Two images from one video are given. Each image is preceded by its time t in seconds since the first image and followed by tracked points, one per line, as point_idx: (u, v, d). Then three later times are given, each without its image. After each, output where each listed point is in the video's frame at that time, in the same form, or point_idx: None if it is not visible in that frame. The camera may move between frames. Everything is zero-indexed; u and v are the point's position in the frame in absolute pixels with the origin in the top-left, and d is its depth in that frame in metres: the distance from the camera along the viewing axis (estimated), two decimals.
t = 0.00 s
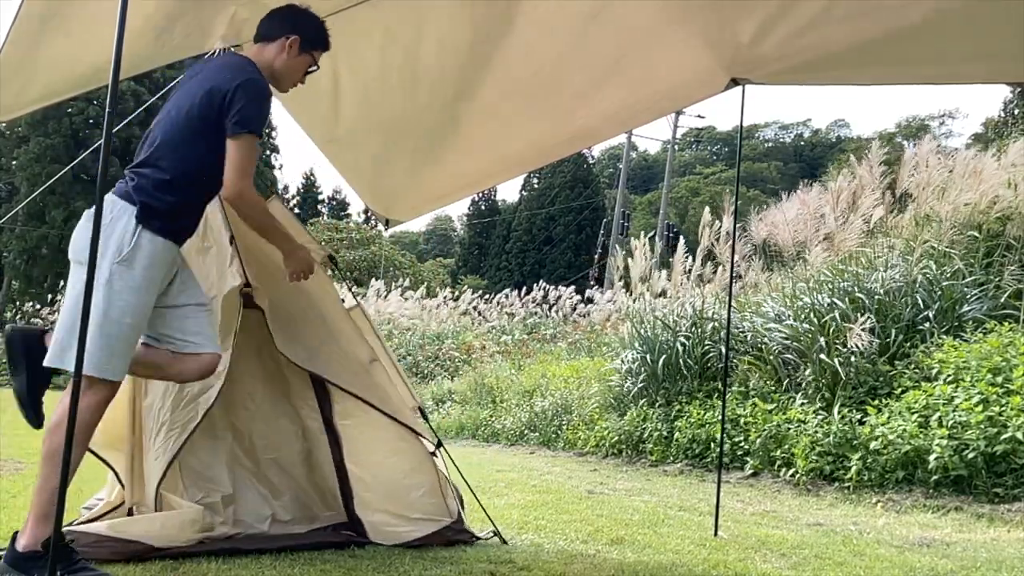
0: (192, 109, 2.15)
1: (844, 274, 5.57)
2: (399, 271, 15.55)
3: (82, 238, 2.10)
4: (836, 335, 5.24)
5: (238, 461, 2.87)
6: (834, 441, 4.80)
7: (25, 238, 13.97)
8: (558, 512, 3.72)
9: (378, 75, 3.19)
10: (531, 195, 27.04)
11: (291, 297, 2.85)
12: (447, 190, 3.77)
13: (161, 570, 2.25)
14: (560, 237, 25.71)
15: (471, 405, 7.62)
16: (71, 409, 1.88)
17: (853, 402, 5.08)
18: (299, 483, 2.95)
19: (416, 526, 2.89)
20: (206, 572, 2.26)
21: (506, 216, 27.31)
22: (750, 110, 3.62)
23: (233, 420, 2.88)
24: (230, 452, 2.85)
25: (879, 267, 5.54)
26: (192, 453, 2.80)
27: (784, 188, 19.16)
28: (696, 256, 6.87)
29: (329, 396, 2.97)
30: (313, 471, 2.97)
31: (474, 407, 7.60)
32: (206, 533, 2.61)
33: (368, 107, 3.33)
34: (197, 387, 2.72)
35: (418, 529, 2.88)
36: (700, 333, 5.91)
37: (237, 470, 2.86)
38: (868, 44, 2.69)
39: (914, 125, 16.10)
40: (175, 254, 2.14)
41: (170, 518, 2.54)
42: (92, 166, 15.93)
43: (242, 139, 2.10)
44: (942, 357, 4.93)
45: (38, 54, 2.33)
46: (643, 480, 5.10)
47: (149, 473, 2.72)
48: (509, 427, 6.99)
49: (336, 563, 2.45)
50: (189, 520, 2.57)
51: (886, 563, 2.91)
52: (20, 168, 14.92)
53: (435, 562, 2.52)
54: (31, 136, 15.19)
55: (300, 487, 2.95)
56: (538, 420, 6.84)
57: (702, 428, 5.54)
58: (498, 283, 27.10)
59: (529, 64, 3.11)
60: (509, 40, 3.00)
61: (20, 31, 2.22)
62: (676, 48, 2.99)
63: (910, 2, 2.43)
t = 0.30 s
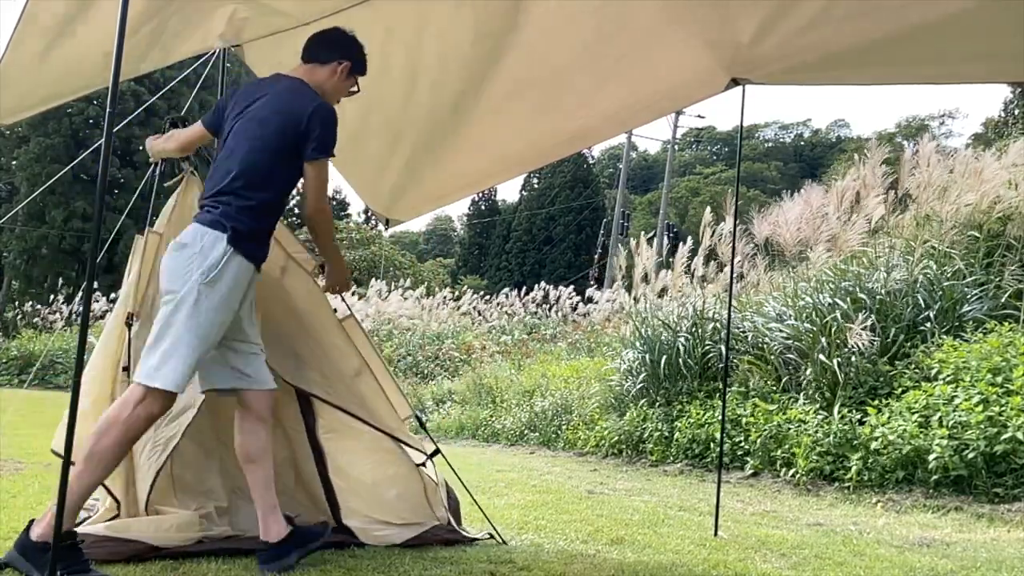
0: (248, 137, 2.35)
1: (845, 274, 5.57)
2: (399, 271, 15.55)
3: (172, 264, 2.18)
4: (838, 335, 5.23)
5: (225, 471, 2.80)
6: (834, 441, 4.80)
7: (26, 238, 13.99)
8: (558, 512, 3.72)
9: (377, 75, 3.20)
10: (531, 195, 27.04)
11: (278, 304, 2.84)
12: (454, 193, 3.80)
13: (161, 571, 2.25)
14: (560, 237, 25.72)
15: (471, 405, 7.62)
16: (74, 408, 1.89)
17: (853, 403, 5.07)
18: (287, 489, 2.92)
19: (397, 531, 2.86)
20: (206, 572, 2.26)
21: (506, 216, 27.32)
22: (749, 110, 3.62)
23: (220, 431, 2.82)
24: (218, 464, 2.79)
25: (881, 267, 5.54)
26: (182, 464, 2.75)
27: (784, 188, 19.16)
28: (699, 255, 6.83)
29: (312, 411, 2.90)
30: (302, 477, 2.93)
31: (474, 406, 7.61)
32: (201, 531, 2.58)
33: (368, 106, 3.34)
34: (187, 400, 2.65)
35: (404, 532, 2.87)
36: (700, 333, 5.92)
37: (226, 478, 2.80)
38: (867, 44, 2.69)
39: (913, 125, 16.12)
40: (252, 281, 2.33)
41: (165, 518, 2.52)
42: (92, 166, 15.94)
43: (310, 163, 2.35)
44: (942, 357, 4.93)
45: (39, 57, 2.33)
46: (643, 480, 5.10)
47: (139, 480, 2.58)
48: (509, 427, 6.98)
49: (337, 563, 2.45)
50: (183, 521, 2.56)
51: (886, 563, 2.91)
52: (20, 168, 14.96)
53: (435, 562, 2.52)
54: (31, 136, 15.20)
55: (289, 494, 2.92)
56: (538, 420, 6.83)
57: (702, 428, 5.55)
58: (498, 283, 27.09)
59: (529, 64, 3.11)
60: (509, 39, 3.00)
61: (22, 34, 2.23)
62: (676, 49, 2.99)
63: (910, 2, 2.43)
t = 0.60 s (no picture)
0: (330, 163, 2.29)
1: (846, 274, 5.57)
2: (399, 271, 15.56)
3: (322, 285, 2.16)
4: (839, 335, 5.23)
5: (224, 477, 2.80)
6: (834, 441, 4.80)
7: (26, 238, 14.01)
8: (558, 512, 3.72)
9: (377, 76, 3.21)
10: (531, 195, 27.04)
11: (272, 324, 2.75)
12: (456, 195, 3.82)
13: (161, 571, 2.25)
14: (560, 237, 25.73)
15: (470, 404, 7.62)
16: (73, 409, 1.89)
17: (854, 403, 5.07)
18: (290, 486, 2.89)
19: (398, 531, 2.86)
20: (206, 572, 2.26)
21: (506, 216, 27.33)
22: (749, 110, 3.62)
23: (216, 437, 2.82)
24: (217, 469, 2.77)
25: (882, 267, 5.54)
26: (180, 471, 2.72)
27: (784, 188, 19.16)
28: (700, 254, 6.80)
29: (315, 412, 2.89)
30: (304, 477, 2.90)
31: (474, 406, 7.60)
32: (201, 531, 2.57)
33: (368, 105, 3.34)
34: (179, 399, 2.53)
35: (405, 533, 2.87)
36: (701, 333, 5.91)
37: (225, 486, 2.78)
38: (866, 44, 2.69)
39: (913, 125, 16.14)
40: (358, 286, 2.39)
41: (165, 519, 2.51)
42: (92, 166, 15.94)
43: (381, 187, 2.39)
44: (942, 357, 4.94)
45: (39, 57, 2.33)
46: (643, 480, 5.10)
47: (136, 481, 2.51)
48: (509, 427, 6.98)
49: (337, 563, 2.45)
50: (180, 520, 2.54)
51: (886, 563, 2.91)
52: (20, 168, 14.98)
53: (435, 562, 2.52)
54: (31, 135, 15.21)
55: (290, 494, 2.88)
56: (538, 420, 6.83)
57: (702, 428, 5.55)
58: (498, 283, 27.08)
59: (529, 64, 3.11)
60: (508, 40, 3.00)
61: (22, 34, 2.23)
62: (676, 49, 2.99)
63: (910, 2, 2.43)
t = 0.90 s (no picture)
0: (386, 181, 2.54)
1: (848, 274, 5.56)
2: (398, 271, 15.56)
3: (396, 295, 2.45)
4: (840, 335, 5.22)
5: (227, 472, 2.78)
6: (834, 441, 4.80)
7: (26, 238, 14.03)
8: (558, 512, 3.72)
9: (378, 75, 3.21)
10: (531, 195, 27.04)
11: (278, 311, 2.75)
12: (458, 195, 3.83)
13: (161, 571, 2.24)
14: (560, 237, 25.73)
15: (470, 404, 7.62)
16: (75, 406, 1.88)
17: (854, 403, 5.08)
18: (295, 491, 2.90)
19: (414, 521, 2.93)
20: (206, 572, 2.25)
21: (506, 216, 27.33)
22: (749, 110, 3.62)
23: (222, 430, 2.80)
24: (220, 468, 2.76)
25: (883, 267, 5.54)
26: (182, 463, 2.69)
27: (784, 188, 19.16)
28: (701, 255, 6.80)
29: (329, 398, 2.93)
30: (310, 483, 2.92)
31: (474, 406, 7.60)
32: (202, 531, 2.56)
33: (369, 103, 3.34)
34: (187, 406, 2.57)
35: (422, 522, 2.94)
36: (701, 333, 5.91)
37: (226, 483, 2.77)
38: (866, 43, 2.69)
39: (913, 125, 16.16)
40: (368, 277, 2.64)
41: (165, 519, 2.49)
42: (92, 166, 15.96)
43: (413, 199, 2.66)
44: (942, 357, 4.94)
45: (39, 57, 2.33)
46: (643, 480, 5.10)
47: (139, 488, 2.53)
48: (509, 427, 6.99)
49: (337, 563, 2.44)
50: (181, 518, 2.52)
51: (886, 563, 2.91)
52: (21, 168, 15.02)
53: (435, 562, 2.52)
54: (31, 136, 15.23)
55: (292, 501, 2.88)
56: (538, 420, 6.84)
57: (702, 428, 5.55)
58: (498, 283, 27.09)
59: (529, 64, 3.11)
60: (508, 40, 3.00)
61: (22, 35, 2.23)
62: (676, 49, 2.99)
63: (910, 3, 2.43)
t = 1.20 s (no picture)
0: (424, 197, 2.62)
1: (850, 274, 5.56)
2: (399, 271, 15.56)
3: (430, 309, 2.55)
4: (840, 335, 5.22)
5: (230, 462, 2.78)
6: (834, 441, 4.80)
7: (26, 237, 14.05)
8: (558, 511, 3.72)
9: (377, 75, 3.20)
10: (531, 195, 27.04)
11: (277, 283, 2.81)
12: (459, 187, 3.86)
13: (161, 571, 2.24)
14: (560, 237, 25.74)
15: (470, 404, 7.62)
16: (75, 407, 1.88)
17: (854, 402, 5.08)
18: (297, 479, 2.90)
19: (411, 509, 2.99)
20: (206, 572, 2.25)
21: (506, 216, 27.34)
22: (749, 110, 3.62)
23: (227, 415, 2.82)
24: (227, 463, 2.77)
25: (885, 267, 5.54)
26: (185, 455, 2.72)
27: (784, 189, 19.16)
28: (701, 255, 6.79)
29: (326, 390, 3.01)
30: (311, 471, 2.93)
31: (474, 406, 7.60)
32: (203, 532, 2.56)
33: (370, 102, 3.34)
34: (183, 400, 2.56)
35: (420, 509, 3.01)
36: (701, 333, 5.92)
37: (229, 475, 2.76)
38: (867, 43, 2.69)
39: (913, 125, 16.18)
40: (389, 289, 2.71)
41: (166, 518, 2.50)
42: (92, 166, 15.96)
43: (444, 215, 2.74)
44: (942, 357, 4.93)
45: (39, 58, 2.33)
46: (643, 480, 5.10)
47: (137, 486, 2.53)
48: (509, 427, 6.99)
49: (337, 562, 2.44)
50: (181, 514, 2.55)
51: (886, 563, 2.91)
52: (21, 168, 15.05)
53: (435, 562, 2.52)
54: (31, 136, 15.24)
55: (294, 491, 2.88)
56: (538, 420, 6.84)
57: (702, 428, 5.55)
58: (498, 283, 27.09)
59: (529, 64, 3.11)
60: (508, 41, 2.99)
61: (22, 36, 2.22)
62: (677, 50, 2.99)
63: (911, 3, 2.43)
